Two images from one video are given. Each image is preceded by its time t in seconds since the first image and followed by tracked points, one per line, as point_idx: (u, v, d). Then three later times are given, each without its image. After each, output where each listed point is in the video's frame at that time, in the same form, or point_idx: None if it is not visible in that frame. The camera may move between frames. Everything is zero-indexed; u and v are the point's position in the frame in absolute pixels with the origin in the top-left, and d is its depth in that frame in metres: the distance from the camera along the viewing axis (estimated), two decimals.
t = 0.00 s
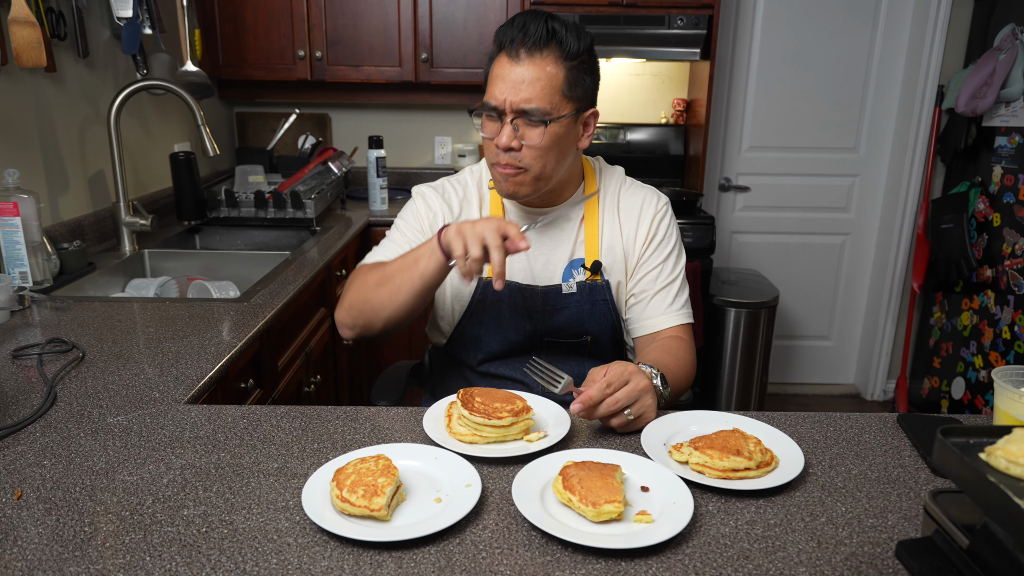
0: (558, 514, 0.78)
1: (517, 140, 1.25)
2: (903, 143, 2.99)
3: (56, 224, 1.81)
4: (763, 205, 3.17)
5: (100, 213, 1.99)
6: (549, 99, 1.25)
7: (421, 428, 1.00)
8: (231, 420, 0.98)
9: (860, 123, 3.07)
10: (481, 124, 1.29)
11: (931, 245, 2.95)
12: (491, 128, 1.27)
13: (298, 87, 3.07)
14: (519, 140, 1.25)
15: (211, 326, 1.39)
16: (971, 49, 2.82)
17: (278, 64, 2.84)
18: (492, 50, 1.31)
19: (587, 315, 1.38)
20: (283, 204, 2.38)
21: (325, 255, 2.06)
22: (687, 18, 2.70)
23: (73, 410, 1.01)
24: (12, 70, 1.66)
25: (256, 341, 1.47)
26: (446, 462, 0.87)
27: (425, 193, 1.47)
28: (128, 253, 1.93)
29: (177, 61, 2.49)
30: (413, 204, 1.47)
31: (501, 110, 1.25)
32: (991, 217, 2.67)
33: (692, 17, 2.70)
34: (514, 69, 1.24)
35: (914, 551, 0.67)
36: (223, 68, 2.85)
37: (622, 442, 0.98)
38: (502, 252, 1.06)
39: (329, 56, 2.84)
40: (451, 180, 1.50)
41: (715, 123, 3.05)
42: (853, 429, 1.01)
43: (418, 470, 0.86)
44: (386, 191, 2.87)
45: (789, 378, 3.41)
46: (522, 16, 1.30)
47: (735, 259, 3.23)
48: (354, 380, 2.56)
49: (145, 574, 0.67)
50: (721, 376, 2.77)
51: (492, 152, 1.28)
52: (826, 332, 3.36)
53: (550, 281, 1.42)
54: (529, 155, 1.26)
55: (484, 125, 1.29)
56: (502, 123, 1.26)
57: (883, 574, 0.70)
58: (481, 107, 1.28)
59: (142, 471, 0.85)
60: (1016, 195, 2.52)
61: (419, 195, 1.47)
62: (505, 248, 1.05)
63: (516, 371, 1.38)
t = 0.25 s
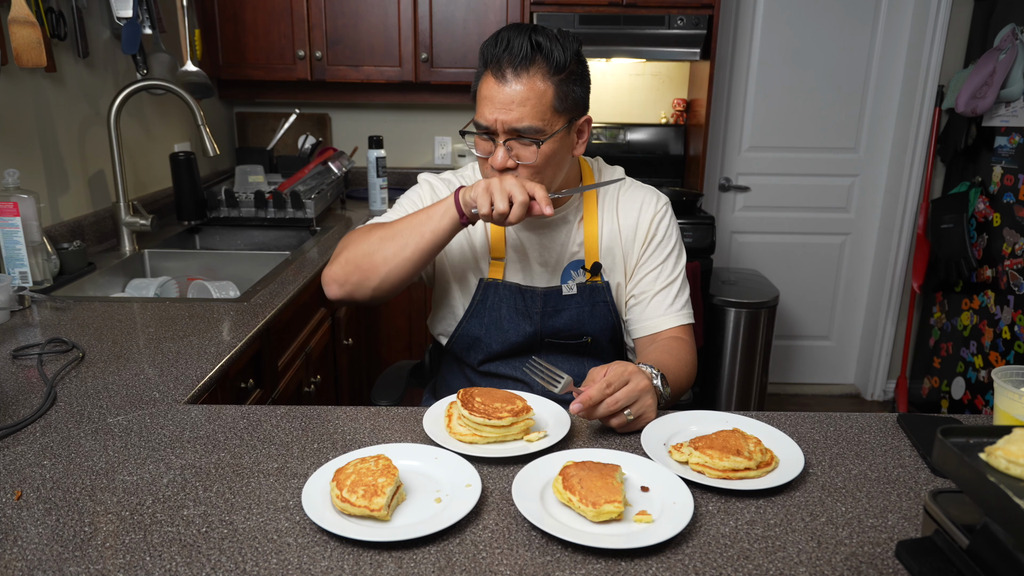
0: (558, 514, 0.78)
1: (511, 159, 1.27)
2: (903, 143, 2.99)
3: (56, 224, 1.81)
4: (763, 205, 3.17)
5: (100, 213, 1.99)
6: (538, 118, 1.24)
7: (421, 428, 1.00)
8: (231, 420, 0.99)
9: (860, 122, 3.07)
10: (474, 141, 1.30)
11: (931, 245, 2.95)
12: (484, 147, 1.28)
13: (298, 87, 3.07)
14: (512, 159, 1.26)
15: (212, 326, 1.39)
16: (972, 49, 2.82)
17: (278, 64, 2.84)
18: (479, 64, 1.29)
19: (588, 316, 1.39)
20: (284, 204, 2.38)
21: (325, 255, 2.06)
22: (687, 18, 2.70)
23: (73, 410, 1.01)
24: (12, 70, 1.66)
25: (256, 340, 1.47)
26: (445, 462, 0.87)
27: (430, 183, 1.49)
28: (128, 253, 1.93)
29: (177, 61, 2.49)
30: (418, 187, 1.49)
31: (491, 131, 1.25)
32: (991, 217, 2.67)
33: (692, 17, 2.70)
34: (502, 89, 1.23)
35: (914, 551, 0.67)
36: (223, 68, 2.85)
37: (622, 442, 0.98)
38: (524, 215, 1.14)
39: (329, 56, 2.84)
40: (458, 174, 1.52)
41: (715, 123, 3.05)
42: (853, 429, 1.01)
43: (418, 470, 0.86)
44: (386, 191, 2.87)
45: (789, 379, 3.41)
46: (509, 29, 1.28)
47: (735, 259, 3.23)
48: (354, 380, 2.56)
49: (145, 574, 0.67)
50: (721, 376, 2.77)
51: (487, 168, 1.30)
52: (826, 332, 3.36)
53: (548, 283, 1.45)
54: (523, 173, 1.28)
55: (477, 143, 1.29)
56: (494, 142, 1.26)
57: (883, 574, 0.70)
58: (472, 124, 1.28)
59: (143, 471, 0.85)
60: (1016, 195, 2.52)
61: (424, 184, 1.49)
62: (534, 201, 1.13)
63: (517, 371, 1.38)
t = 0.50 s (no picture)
0: (559, 514, 0.78)
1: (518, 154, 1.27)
2: (903, 143, 2.99)
3: (56, 224, 1.81)
4: (763, 206, 3.17)
5: (100, 213, 1.99)
6: (542, 110, 1.25)
7: (421, 428, 1.00)
8: (231, 420, 0.98)
9: (860, 122, 3.07)
10: (478, 138, 1.29)
11: (931, 245, 2.95)
12: (490, 142, 1.28)
13: (298, 87, 3.07)
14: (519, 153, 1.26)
15: (211, 326, 1.39)
16: (971, 49, 2.82)
17: (278, 64, 2.85)
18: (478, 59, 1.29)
19: (588, 314, 1.39)
20: (284, 204, 2.38)
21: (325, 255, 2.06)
22: (687, 18, 2.70)
23: (73, 410, 1.01)
24: (12, 70, 1.66)
25: (256, 340, 1.47)
26: (446, 462, 0.87)
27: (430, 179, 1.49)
28: (128, 253, 1.93)
29: (177, 61, 2.49)
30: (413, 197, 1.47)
31: (497, 125, 1.25)
32: (991, 217, 2.67)
33: (692, 17, 2.70)
34: (504, 84, 1.23)
35: (914, 551, 0.67)
36: (223, 68, 2.85)
37: (622, 442, 0.98)
38: (541, 209, 1.15)
39: (329, 56, 2.85)
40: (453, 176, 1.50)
41: (715, 123, 3.05)
42: (854, 429, 1.01)
43: (418, 470, 0.86)
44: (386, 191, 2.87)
45: (789, 379, 3.41)
46: (505, 23, 1.28)
47: (735, 260, 3.23)
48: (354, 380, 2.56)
49: (145, 574, 0.67)
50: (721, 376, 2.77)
51: (493, 163, 1.30)
52: (826, 332, 3.36)
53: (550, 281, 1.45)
54: (530, 166, 1.28)
55: (481, 139, 1.29)
56: (500, 137, 1.26)
57: (883, 574, 0.70)
58: (475, 121, 1.28)
59: (142, 471, 0.85)
60: (1016, 195, 2.52)
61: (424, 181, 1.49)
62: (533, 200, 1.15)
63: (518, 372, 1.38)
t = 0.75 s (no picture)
0: (558, 514, 0.78)
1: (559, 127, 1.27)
2: (903, 143, 2.99)
3: (56, 224, 1.81)
4: (763, 206, 3.17)
5: (100, 213, 1.99)
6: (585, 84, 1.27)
7: (421, 428, 1.00)
8: (231, 420, 0.98)
9: (860, 122, 3.07)
10: (516, 113, 1.29)
11: (931, 245, 2.95)
12: (532, 116, 1.28)
13: (298, 87, 3.07)
14: (562, 126, 1.26)
15: (211, 326, 1.39)
16: (971, 49, 2.82)
17: (278, 64, 2.84)
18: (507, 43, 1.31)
19: (586, 307, 1.39)
20: (284, 204, 2.38)
21: (325, 255, 2.06)
22: (687, 18, 2.70)
23: (73, 410, 1.01)
24: (12, 70, 1.66)
25: (256, 340, 1.47)
26: (446, 462, 0.87)
27: (425, 205, 1.48)
28: (128, 253, 1.93)
29: (177, 61, 2.49)
30: (414, 212, 1.49)
31: (543, 96, 1.26)
32: (991, 217, 2.67)
33: (692, 17, 2.70)
34: (550, 56, 1.25)
35: (914, 551, 0.67)
36: (223, 68, 2.85)
37: (622, 442, 0.98)
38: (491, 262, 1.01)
39: (329, 56, 2.85)
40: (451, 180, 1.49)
41: (715, 123, 3.05)
42: (853, 429, 1.01)
43: (418, 470, 0.86)
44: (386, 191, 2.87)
45: (789, 379, 3.41)
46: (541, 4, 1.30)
47: (735, 260, 3.23)
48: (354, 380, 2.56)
49: (145, 574, 0.67)
50: (721, 376, 2.77)
51: (532, 139, 1.29)
52: (826, 332, 3.36)
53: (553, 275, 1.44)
54: (571, 141, 1.28)
55: (521, 114, 1.29)
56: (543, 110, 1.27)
57: (883, 574, 0.70)
58: (516, 96, 1.28)
59: (142, 471, 0.85)
60: (1016, 195, 2.52)
61: (417, 208, 1.49)
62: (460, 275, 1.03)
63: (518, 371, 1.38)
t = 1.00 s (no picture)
0: (559, 514, 0.78)
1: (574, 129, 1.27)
2: (903, 143, 2.99)
3: (56, 224, 1.81)
4: (763, 206, 3.17)
5: (100, 213, 1.99)
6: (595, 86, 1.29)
7: (421, 428, 1.00)
8: (231, 420, 0.98)
9: (860, 122, 3.07)
10: (530, 116, 1.28)
11: (931, 245, 2.95)
12: (546, 118, 1.27)
13: (298, 87, 3.07)
14: (578, 127, 1.26)
15: (211, 326, 1.39)
16: (971, 49, 2.82)
17: (278, 64, 2.84)
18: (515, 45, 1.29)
19: (587, 307, 1.40)
20: (283, 204, 2.38)
21: (325, 255, 2.06)
22: (687, 18, 2.70)
23: (73, 410, 1.01)
24: (12, 70, 1.66)
25: (256, 340, 1.47)
26: (446, 462, 0.87)
27: (426, 209, 1.46)
28: (128, 253, 1.93)
29: (177, 61, 2.49)
30: (415, 216, 1.47)
31: (557, 98, 1.26)
32: (991, 217, 2.67)
33: (692, 17, 2.70)
34: (564, 58, 1.25)
35: (914, 551, 0.67)
36: (223, 68, 2.85)
37: (622, 442, 0.98)
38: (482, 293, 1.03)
39: (329, 56, 2.85)
40: (451, 183, 1.48)
41: (715, 123, 3.05)
42: (853, 429, 1.01)
43: (418, 470, 0.86)
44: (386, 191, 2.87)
45: (789, 379, 3.41)
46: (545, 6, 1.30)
47: (735, 259, 3.23)
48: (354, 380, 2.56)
49: (145, 574, 0.67)
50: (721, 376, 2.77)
51: (546, 141, 1.28)
52: (826, 332, 3.36)
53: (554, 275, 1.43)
54: (584, 142, 1.28)
55: (536, 116, 1.27)
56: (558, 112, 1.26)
57: (883, 574, 0.70)
58: (528, 98, 1.27)
59: (142, 471, 0.85)
60: (1016, 195, 2.52)
61: (418, 213, 1.47)
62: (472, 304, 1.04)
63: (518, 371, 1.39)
